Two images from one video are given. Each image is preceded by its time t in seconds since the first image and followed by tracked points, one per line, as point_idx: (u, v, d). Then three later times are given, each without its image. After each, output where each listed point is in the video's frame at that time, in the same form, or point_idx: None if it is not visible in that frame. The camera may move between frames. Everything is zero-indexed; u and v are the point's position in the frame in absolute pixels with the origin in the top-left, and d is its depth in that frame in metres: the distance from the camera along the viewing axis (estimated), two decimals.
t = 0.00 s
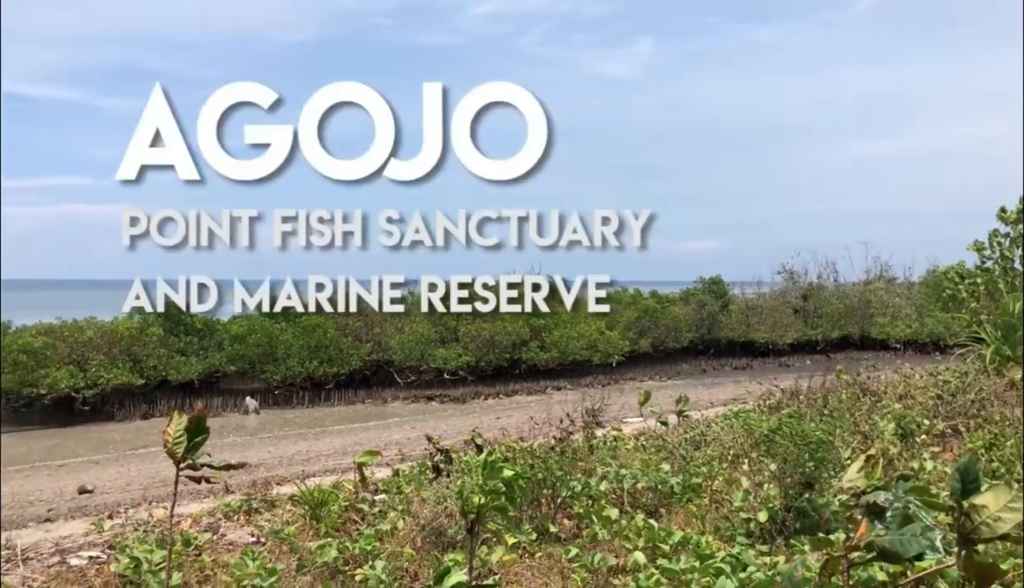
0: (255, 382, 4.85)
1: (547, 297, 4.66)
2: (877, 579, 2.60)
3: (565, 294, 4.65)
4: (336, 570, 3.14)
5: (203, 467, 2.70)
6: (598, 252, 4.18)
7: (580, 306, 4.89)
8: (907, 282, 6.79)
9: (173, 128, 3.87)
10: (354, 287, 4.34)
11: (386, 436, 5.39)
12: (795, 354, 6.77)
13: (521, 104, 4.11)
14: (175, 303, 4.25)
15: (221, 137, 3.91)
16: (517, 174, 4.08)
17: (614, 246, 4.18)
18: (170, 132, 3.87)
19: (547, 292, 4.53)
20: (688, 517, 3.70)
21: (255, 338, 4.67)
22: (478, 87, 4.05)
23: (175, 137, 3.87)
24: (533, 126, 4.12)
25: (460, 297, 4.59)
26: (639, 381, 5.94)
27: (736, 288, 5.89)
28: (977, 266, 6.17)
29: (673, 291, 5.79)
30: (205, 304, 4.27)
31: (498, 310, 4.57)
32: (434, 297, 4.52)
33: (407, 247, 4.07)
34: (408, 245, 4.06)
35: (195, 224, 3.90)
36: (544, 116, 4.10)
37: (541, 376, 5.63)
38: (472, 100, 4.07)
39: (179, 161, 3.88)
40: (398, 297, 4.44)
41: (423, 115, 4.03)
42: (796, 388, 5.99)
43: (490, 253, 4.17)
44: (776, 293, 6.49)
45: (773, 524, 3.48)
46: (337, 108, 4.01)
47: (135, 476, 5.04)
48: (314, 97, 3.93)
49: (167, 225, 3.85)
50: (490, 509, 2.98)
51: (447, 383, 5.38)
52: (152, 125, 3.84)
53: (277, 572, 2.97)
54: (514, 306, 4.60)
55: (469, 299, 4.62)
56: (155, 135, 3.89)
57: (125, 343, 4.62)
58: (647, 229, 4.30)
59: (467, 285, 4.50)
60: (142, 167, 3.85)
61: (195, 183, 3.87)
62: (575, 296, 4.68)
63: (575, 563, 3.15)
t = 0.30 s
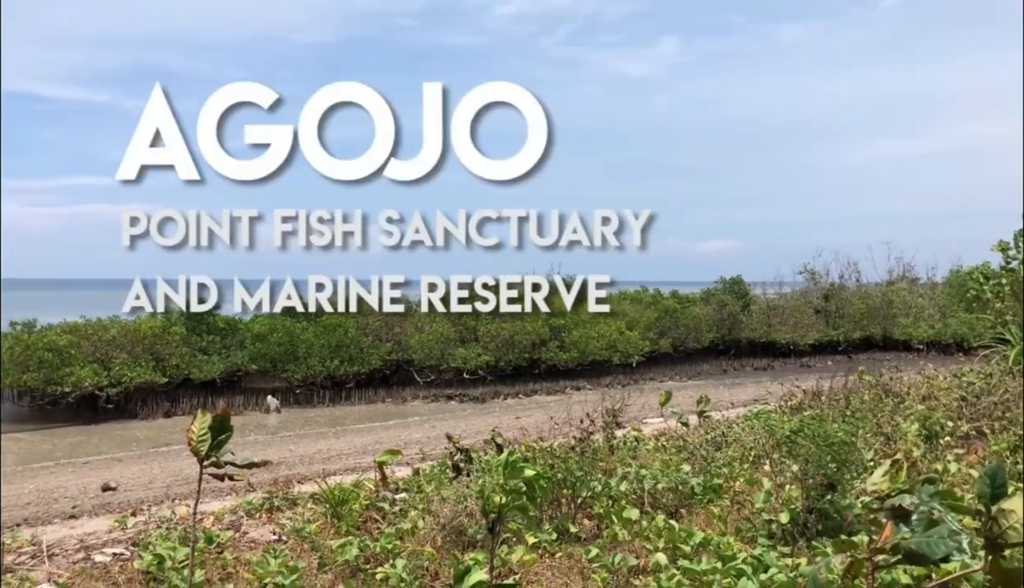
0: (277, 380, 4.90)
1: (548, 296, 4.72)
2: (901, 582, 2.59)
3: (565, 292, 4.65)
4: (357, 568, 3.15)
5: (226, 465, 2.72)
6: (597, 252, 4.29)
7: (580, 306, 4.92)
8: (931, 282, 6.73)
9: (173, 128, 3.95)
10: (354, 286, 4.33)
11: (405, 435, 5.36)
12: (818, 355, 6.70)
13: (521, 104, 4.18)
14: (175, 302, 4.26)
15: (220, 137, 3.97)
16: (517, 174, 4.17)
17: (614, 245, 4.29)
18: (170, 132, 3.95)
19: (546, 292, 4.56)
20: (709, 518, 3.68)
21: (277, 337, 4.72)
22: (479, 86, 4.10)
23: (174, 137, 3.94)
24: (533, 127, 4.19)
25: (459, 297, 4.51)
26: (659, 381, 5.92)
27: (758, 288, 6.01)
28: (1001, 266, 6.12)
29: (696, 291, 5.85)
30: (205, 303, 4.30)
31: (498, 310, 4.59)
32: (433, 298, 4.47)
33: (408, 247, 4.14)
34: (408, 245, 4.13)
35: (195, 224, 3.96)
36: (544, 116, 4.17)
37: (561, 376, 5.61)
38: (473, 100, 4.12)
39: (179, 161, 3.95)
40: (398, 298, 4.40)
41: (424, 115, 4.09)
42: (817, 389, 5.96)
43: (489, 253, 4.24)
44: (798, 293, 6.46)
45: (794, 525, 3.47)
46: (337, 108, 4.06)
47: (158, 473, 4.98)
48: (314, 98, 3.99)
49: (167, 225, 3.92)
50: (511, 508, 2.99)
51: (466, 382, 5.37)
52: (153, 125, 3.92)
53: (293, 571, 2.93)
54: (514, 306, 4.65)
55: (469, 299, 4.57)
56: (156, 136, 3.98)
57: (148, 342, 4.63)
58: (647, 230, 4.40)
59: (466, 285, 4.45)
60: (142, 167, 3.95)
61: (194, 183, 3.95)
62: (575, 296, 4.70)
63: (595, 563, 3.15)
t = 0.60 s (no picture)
0: (297, 380, 4.93)
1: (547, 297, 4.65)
2: (927, 585, 2.57)
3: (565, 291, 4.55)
4: (378, 567, 3.17)
5: (248, 465, 2.74)
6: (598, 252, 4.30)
7: (580, 306, 4.87)
8: (955, 281, 6.66)
9: (173, 128, 3.98)
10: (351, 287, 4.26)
11: (425, 434, 5.47)
12: (840, 356, 6.68)
13: (521, 104, 4.17)
14: (175, 303, 4.20)
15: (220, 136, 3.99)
16: (516, 174, 4.15)
17: (614, 245, 4.30)
18: (170, 132, 3.98)
19: (547, 293, 4.54)
20: (730, 519, 3.66)
21: (298, 337, 4.72)
22: (479, 86, 4.12)
23: (174, 137, 3.97)
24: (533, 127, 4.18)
25: (460, 297, 4.44)
26: (680, 381, 5.91)
27: (779, 288, 5.97)
28: None
29: (716, 292, 5.81)
30: (205, 303, 4.24)
31: (498, 311, 4.47)
32: (433, 298, 4.41)
33: (408, 247, 4.15)
34: (408, 245, 4.14)
35: (196, 224, 3.99)
36: (544, 116, 4.16)
37: (582, 376, 5.61)
38: (473, 100, 4.14)
39: (179, 161, 3.98)
40: (398, 298, 4.33)
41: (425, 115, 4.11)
42: (839, 389, 5.93)
43: (491, 253, 4.24)
44: (819, 293, 6.41)
45: (816, 527, 3.45)
46: (337, 108, 4.09)
47: (180, 471, 5.14)
48: (314, 97, 4.02)
49: (167, 225, 3.95)
50: (532, 508, 2.99)
51: (486, 382, 5.37)
52: (153, 125, 3.95)
53: (319, 569, 2.98)
54: (513, 306, 4.55)
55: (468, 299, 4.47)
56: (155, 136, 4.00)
57: (171, 342, 4.68)
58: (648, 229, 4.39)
59: (466, 285, 4.38)
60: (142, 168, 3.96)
61: (194, 183, 3.97)
62: (575, 297, 4.63)
63: (616, 564, 3.15)
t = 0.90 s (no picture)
0: (320, 380, 4.96)
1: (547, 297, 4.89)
2: None
3: (564, 292, 4.80)
4: (401, 566, 3.18)
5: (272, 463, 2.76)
6: (597, 251, 4.53)
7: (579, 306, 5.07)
8: (980, 282, 6.58)
9: (173, 129, 4.13)
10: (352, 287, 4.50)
11: (445, 433, 5.43)
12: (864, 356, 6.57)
13: (521, 104, 4.44)
14: (175, 303, 4.37)
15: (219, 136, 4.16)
16: (516, 172, 4.42)
17: (613, 244, 4.53)
18: (170, 132, 4.13)
19: (545, 292, 4.78)
20: (753, 521, 3.65)
21: (320, 337, 4.78)
22: (479, 87, 4.37)
23: (174, 137, 4.12)
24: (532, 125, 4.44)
25: (459, 297, 4.70)
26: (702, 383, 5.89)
27: (801, 289, 5.85)
28: None
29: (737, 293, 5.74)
30: (205, 303, 4.42)
31: (499, 310, 4.72)
32: (433, 298, 4.67)
33: (408, 246, 4.34)
34: (407, 245, 4.32)
35: (195, 224, 4.13)
36: (543, 116, 4.44)
37: (603, 377, 5.60)
38: (473, 100, 4.40)
39: (179, 160, 4.14)
40: (398, 297, 4.60)
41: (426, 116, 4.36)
42: (863, 391, 5.89)
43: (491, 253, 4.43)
44: (843, 294, 6.31)
45: (840, 529, 3.44)
46: (337, 108, 4.30)
47: (204, 469, 5.13)
48: (314, 98, 4.23)
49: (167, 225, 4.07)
50: (555, 509, 2.99)
51: (507, 383, 5.38)
52: (153, 125, 4.10)
53: (343, 569, 2.99)
54: (513, 306, 4.79)
55: (469, 299, 4.72)
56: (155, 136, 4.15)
57: (195, 341, 4.71)
58: (647, 230, 4.62)
59: (467, 285, 4.63)
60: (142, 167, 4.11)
61: (194, 182, 4.13)
62: (574, 296, 4.88)
63: (638, 565, 3.14)
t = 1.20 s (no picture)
0: (341, 380, 5.02)
1: (547, 297, 4.94)
2: None
3: (564, 292, 4.86)
4: (422, 565, 3.19)
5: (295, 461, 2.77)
6: (597, 251, 4.53)
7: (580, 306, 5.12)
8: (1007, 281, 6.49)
9: (172, 129, 4.22)
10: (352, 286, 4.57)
11: (467, 433, 5.38)
12: (888, 357, 6.54)
13: (520, 105, 4.45)
14: (175, 302, 4.45)
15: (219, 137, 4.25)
16: (513, 172, 4.44)
17: (613, 245, 4.53)
18: (170, 132, 4.22)
19: (546, 292, 4.84)
20: (776, 522, 3.63)
21: (341, 337, 4.84)
22: (478, 87, 4.41)
23: (174, 137, 4.21)
24: (531, 125, 4.47)
25: (459, 297, 4.77)
26: (723, 383, 5.86)
27: (825, 290, 5.79)
28: None
29: (760, 292, 5.71)
30: (205, 304, 4.48)
31: (499, 310, 4.80)
32: (433, 298, 4.75)
33: (408, 246, 4.38)
34: (407, 245, 4.37)
35: (195, 224, 4.21)
36: (542, 116, 4.45)
37: (624, 377, 5.56)
38: (473, 100, 4.44)
39: (179, 160, 4.23)
40: (398, 297, 4.67)
41: (426, 116, 4.41)
42: (886, 392, 5.85)
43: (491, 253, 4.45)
44: (866, 295, 6.21)
45: (864, 530, 3.41)
46: (338, 108, 4.38)
47: (226, 468, 5.12)
48: (315, 98, 4.32)
49: (166, 225, 4.15)
50: (577, 508, 2.98)
51: (527, 382, 5.37)
52: (153, 125, 4.19)
53: (364, 567, 3.01)
54: (514, 306, 4.86)
55: (469, 299, 4.80)
56: (155, 136, 4.24)
57: (217, 340, 4.74)
58: (648, 230, 4.61)
59: (467, 285, 4.72)
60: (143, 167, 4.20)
61: (193, 181, 4.22)
62: (574, 296, 4.95)
63: (660, 566, 3.13)
